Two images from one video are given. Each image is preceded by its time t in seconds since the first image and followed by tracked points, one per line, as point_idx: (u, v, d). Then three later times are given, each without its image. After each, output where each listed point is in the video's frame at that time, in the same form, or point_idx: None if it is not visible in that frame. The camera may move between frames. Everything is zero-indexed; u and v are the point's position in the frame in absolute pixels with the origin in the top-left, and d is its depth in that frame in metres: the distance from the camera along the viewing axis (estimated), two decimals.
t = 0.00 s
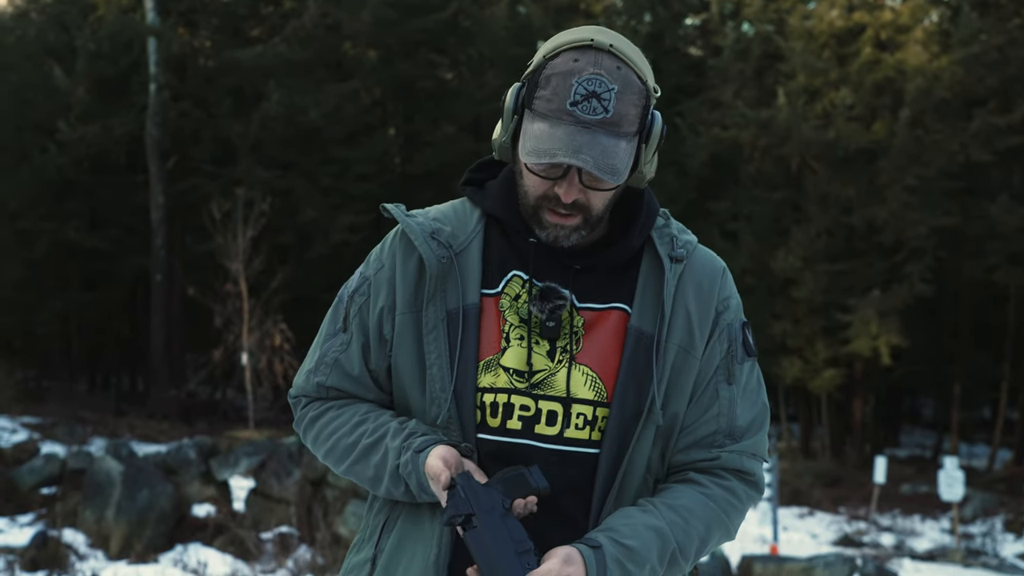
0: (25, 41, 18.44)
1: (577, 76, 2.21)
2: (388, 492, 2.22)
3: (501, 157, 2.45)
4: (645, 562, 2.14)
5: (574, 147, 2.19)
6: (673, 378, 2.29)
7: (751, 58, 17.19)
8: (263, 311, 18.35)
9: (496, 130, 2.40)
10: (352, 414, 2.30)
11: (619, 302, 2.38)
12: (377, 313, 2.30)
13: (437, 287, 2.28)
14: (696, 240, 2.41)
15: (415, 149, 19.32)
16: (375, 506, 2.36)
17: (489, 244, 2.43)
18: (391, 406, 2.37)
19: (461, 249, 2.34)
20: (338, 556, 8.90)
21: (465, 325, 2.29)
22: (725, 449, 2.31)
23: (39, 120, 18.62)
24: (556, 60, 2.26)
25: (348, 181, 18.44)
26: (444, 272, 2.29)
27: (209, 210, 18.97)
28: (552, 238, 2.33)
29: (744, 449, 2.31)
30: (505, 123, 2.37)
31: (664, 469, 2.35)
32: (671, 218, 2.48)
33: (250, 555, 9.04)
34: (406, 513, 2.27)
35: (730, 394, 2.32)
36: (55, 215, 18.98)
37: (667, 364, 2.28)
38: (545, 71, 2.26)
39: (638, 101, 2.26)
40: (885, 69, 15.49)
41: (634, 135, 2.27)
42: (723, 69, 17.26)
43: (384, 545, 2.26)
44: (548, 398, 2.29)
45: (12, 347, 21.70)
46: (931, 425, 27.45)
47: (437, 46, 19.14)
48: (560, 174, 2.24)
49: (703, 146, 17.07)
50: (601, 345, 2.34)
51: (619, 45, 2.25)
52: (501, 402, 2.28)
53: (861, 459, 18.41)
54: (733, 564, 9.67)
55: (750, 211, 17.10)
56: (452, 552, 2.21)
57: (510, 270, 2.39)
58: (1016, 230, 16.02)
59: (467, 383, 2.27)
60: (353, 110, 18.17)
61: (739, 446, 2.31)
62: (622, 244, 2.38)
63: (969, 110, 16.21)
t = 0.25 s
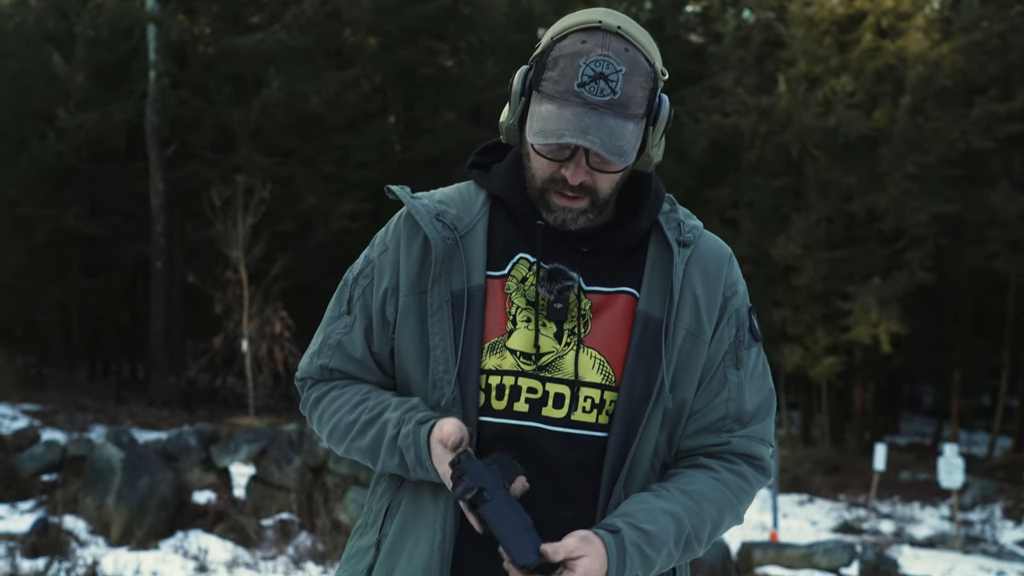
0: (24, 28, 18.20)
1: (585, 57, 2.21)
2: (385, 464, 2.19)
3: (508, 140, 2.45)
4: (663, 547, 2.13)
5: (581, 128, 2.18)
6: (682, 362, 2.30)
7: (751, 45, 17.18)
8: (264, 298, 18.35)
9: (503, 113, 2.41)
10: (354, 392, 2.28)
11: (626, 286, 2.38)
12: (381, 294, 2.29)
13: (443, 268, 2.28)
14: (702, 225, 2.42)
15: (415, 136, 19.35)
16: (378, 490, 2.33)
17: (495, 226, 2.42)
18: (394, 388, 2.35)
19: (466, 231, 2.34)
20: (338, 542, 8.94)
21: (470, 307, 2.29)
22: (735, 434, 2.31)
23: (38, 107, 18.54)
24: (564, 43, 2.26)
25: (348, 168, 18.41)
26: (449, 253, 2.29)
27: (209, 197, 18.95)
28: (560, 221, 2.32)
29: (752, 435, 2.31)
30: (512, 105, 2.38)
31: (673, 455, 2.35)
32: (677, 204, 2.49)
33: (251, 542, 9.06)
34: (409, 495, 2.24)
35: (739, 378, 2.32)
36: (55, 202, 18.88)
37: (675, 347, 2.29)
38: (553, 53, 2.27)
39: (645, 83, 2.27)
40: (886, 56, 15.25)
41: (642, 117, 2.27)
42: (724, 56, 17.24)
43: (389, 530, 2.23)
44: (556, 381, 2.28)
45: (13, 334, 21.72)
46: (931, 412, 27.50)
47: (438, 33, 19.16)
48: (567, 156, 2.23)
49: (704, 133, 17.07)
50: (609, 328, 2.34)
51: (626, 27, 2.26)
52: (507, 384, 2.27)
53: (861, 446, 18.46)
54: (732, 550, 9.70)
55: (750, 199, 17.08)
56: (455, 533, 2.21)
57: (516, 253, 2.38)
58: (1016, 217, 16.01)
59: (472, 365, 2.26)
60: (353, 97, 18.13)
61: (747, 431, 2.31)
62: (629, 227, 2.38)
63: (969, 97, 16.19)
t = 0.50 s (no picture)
0: (21, 12, 18.17)
1: (589, 36, 2.19)
2: (374, 431, 2.14)
3: (512, 122, 2.44)
4: (678, 530, 2.10)
5: (585, 106, 2.16)
6: (685, 344, 2.28)
7: (750, 31, 17.03)
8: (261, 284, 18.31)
9: (507, 94, 2.40)
10: (350, 368, 2.24)
11: (629, 269, 2.36)
12: (381, 275, 2.27)
13: (444, 249, 2.25)
14: (704, 210, 2.41)
15: (412, 122, 19.26)
16: (377, 475, 2.29)
17: (496, 208, 2.40)
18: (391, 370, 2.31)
19: (467, 212, 2.32)
20: (336, 527, 8.97)
21: (471, 288, 2.26)
22: (739, 419, 2.29)
23: (35, 93, 18.29)
24: (567, 21, 2.24)
25: (346, 154, 18.35)
26: (451, 234, 2.26)
27: (206, 183, 18.89)
28: (564, 200, 2.30)
29: (756, 420, 2.30)
30: (515, 86, 2.37)
31: (675, 441, 2.33)
32: (680, 188, 2.47)
33: (249, 528, 9.07)
34: (407, 478, 2.20)
35: (742, 363, 2.31)
36: (52, 188, 18.77)
37: (678, 330, 2.27)
38: (555, 32, 2.24)
39: (649, 62, 2.25)
40: (884, 42, 15.27)
41: (645, 96, 2.25)
42: (722, 41, 17.23)
43: (388, 515, 2.21)
44: (558, 362, 2.27)
45: (10, 320, 21.69)
46: (928, 398, 27.58)
47: (436, 19, 19.09)
48: (570, 134, 2.21)
49: (701, 119, 17.11)
50: (611, 310, 2.32)
51: (630, 6, 2.24)
52: (509, 365, 2.25)
53: (858, 431, 18.50)
54: (730, 534, 9.72)
55: (748, 184, 17.04)
56: (455, 517, 2.18)
57: (518, 235, 2.36)
58: (1014, 203, 16.01)
59: (472, 346, 2.23)
60: (351, 82, 18.06)
61: (751, 416, 2.30)
62: (633, 209, 2.37)
63: (967, 83, 16.17)
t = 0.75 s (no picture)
0: (10, 4, 18.11)
1: (577, 14, 2.18)
2: (352, 405, 2.11)
3: (503, 107, 2.42)
4: (692, 499, 2.09)
5: (575, 83, 2.15)
6: (681, 329, 2.26)
7: (743, 17, 16.98)
8: (256, 274, 18.27)
9: (497, 79, 2.38)
10: (338, 351, 2.21)
11: (622, 254, 2.35)
12: (372, 262, 2.24)
13: (438, 235, 2.23)
14: (696, 193, 2.40)
15: (405, 111, 19.13)
16: (370, 466, 2.25)
17: (489, 194, 2.38)
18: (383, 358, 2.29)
19: (460, 198, 2.30)
20: (332, 516, 8.98)
21: (465, 274, 2.24)
22: (740, 400, 2.28)
23: (26, 83, 18.30)
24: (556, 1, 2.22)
25: (339, 143, 18.27)
26: (445, 220, 2.24)
27: (199, 173, 18.83)
28: (555, 181, 2.28)
29: (757, 399, 2.29)
30: (506, 69, 2.35)
31: (676, 425, 2.31)
32: (672, 172, 2.46)
33: (246, 518, 9.09)
34: (402, 466, 2.16)
35: (740, 345, 2.30)
36: (45, 178, 18.68)
37: (672, 315, 2.26)
38: (544, 13, 2.23)
39: (638, 40, 2.23)
40: (877, 26, 15.25)
41: (635, 74, 2.24)
42: (715, 27, 17.26)
43: (382, 507, 2.16)
44: (553, 347, 2.26)
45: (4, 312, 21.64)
46: (923, 382, 27.67)
47: (428, 6, 18.88)
48: (561, 115, 2.19)
49: (694, 105, 17.30)
50: (606, 295, 2.31)
51: None
52: (504, 351, 2.24)
53: (853, 416, 18.57)
54: (726, 520, 9.74)
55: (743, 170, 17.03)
56: (451, 504, 2.17)
57: (512, 220, 2.35)
58: (1008, 186, 16.02)
59: (466, 332, 2.22)
60: (343, 71, 17.98)
61: (751, 396, 2.28)
62: (626, 193, 2.35)
63: (960, 67, 16.15)
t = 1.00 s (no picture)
0: None
1: (566, 2, 2.17)
2: (330, 379, 2.06)
3: (492, 98, 2.39)
4: (700, 454, 2.09)
5: (565, 70, 2.14)
6: (674, 321, 2.25)
7: (736, 9, 16.89)
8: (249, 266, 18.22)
9: (486, 70, 2.35)
10: (321, 337, 2.16)
11: (613, 245, 2.33)
12: (360, 252, 2.20)
13: (429, 226, 2.20)
14: (687, 184, 2.38)
15: (399, 103, 19.07)
16: (361, 458, 2.23)
17: (479, 185, 2.36)
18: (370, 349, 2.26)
19: (450, 189, 2.27)
20: (325, 509, 8.97)
21: (456, 265, 2.22)
22: (740, 385, 2.26)
23: (18, 75, 18.21)
24: None
25: (332, 135, 18.20)
26: (436, 212, 2.21)
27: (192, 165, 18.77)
28: (547, 172, 2.25)
29: (758, 385, 2.27)
30: (495, 60, 2.33)
31: (676, 415, 2.30)
32: (663, 163, 2.45)
33: (239, 510, 9.08)
34: (394, 456, 2.14)
35: (737, 333, 2.28)
36: (37, 171, 18.59)
37: (665, 306, 2.25)
38: (532, 2, 2.22)
39: (627, 28, 2.22)
40: (870, 18, 15.19)
41: (624, 63, 2.23)
42: (709, 19, 17.19)
43: (374, 500, 2.14)
44: (545, 339, 2.24)
45: None
46: (915, 373, 27.75)
47: None
48: (551, 103, 2.17)
49: (688, 97, 17.39)
50: (597, 287, 2.29)
51: None
52: (496, 343, 2.23)
53: (846, 408, 18.61)
54: (720, 511, 9.74)
55: (736, 162, 17.02)
56: (443, 495, 2.15)
57: (502, 212, 2.33)
58: (1001, 178, 16.03)
59: (457, 324, 2.20)
60: (336, 63, 17.91)
61: (751, 381, 2.26)
62: (617, 183, 2.33)
63: (954, 59, 16.14)
